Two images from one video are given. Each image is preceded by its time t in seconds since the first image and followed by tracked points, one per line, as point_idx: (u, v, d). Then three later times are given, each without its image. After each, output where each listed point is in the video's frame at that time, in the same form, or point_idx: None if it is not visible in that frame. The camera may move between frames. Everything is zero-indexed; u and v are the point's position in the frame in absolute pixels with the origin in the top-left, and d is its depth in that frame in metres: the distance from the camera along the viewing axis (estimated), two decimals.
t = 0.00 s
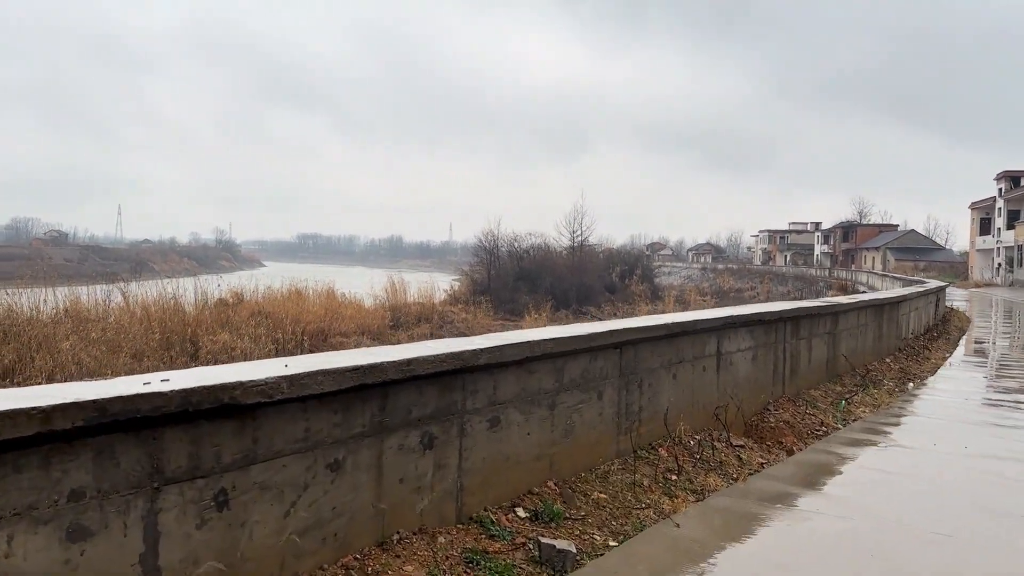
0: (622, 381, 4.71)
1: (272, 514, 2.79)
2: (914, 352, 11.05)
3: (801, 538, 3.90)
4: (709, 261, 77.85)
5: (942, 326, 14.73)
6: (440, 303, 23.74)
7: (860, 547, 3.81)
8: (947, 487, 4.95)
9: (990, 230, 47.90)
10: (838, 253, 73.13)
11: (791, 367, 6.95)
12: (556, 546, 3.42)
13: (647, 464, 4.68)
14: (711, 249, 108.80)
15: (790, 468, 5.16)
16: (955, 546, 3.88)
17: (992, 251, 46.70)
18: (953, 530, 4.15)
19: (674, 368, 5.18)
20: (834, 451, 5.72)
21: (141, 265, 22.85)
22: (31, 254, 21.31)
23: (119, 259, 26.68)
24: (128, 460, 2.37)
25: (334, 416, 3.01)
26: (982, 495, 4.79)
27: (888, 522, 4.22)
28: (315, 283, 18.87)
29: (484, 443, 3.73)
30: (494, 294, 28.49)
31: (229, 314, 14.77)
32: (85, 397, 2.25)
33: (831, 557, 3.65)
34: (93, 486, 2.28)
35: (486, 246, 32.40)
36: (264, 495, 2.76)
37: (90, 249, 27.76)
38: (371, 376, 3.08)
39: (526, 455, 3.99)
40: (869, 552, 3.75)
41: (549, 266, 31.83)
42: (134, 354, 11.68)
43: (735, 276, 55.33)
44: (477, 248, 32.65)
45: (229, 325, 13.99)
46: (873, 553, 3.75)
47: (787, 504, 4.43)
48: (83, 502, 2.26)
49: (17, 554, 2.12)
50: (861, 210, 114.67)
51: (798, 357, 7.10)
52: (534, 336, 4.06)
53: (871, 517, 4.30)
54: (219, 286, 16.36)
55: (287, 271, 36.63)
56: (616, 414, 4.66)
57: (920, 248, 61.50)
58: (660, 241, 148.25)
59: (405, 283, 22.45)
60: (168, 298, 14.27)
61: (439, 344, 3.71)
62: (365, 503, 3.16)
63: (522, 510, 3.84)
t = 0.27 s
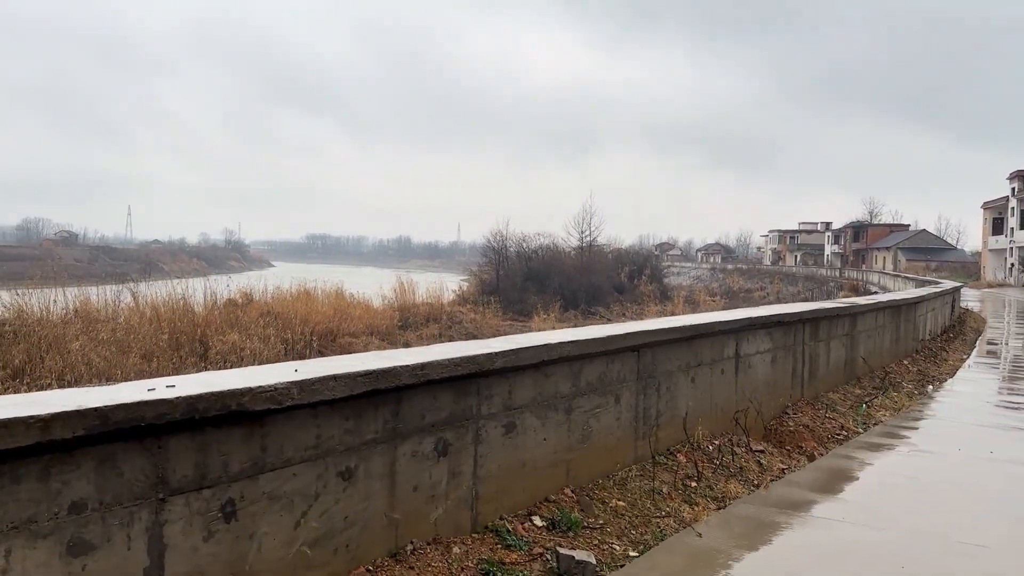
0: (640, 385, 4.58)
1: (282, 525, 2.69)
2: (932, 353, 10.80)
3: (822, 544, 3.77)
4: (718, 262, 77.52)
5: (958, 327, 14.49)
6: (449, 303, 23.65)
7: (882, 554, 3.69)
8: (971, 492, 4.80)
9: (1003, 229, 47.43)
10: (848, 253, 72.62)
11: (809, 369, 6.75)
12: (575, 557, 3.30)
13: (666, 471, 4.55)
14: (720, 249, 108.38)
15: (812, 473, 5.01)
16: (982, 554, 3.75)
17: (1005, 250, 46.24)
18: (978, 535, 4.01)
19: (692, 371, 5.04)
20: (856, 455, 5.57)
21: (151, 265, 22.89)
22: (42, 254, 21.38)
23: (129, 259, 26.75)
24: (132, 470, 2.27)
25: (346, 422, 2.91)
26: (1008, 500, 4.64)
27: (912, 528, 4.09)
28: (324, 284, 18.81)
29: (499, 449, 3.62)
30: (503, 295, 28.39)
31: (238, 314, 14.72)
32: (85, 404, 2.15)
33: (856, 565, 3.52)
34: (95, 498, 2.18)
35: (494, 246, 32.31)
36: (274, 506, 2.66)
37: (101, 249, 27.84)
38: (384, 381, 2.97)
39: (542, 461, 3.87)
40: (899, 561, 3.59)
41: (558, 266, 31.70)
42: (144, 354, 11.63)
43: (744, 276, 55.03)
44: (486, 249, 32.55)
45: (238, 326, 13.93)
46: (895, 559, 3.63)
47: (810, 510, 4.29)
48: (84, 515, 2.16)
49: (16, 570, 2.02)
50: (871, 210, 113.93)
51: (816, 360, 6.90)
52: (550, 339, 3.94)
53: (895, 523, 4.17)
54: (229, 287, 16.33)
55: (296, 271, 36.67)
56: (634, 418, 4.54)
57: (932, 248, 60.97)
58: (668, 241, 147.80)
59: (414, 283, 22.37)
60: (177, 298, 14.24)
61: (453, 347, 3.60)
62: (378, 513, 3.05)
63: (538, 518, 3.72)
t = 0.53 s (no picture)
0: (656, 389, 4.45)
1: (289, 535, 2.59)
2: (950, 354, 10.57)
3: (846, 552, 3.63)
4: (727, 262, 77.13)
5: (974, 327, 14.25)
6: (458, 304, 23.55)
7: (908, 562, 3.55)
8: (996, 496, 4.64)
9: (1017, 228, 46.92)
10: (859, 253, 72.09)
11: (827, 372, 6.54)
12: (592, 567, 3.18)
13: (683, 476, 4.43)
14: (729, 249, 107.89)
15: (833, 478, 4.86)
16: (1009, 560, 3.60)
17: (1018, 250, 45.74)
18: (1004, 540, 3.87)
19: (709, 374, 4.91)
20: (876, 459, 5.42)
21: (161, 265, 22.92)
22: (53, 255, 21.43)
23: (140, 260, 26.80)
24: (131, 480, 2.18)
25: (355, 428, 2.81)
26: None
27: (937, 534, 3.94)
28: (333, 284, 18.75)
29: (513, 455, 3.51)
30: (511, 295, 28.27)
31: (248, 314, 14.67)
32: (82, 412, 2.06)
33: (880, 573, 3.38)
34: (92, 509, 2.09)
35: (503, 246, 32.20)
36: (280, 516, 2.56)
37: (112, 250, 27.93)
38: (394, 386, 2.88)
39: (556, 467, 3.75)
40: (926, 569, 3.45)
41: (567, 266, 31.56)
42: (154, 354, 11.57)
43: (754, 277, 54.70)
44: (495, 249, 32.43)
45: (248, 326, 13.88)
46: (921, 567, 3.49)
47: (832, 517, 4.14)
48: (81, 527, 2.07)
49: None
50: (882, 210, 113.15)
51: (834, 362, 6.67)
52: (565, 342, 3.83)
53: (919, 529, 4.02)
54: (238, 287, 16.28)
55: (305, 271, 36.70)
56: (650, 423, 4.41)
57: (945, 248, 60.38)
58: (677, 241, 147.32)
59: (423, 283, 22.29)
60: (187, 298, 14.19)
61: (464, 351, 3.50)
62: (387, 522, 2.95)
63: (553, 526, 3.60)
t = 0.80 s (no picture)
0: (670, 392, 4.32)
1: (288, 548, 2.49)
2: (965, 355, 10.35)
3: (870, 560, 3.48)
4: (735, 262, 76.78)
5: (989, 327, 14.01)
6: (465, 303, 23.42)
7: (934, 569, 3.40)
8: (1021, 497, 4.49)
9: None
10: (868, 252, 71.56)
11: (843, 373, 6.34)
12: None
13: (698, 482, 4.29)
14: (737, 249, 107.43)
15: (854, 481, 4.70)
16: None
17: None
18: None
19: (723, 376, 4.77)
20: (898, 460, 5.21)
21: (169, 264, 22.89)
22: (61, 255, 21.41)
23: (148, 260, 26.77)
24: (122, 492, 2.07)
25: (358, 435, 2.71)
26: None
27: (961, 540, 3.79)
28: (340, 284, 18.65)
29: (523, 461, 3.38)
30: (518, 295, 28.12)
31: (254, 314, 14.58)
32: (68, 420, 1.96)
33: None
34: (80, 523, 1.99)
35: (510, 246, 32.06)
36: (279, 527, 2.46)
37: (121, 249, 27.92)
38: (400, 390, 2.78)
39: (567, 474, 3.63)
40: None
41: (574, 266, 31.38)
42: (161, 354, 11.47)
43: (762, 276, 54.37)
44: (501, 248, 32.27)
45: (254, 326, 13.79)
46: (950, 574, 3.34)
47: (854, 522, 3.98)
48: (68, 542, 1.96)
49: None
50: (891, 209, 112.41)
51: (849, 363, 6.46)
52: (577, 343, 3.70)
53: (943, 534, 3.86)
54: (245, 287, 16.21)
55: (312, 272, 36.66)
56: (663, 427, 4.28)
57: (955, 247, 59.85)
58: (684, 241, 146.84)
59: (430, 283, 22.17)
60: (194, 298, 14.11)
61: (472, 353, 3.39)
62: (392, 532, 2.84)
63: (564, 535, 3.48)
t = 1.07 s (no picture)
0: (679, 395, 4.21)
1: (285, 561, 2.42)
2: (977, 355, 10.19)
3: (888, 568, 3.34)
4: (740, 260, 76.49)
5: (1000, 326, 13.81)
6: (469, 302, 23.29)
7: None
8: None
9: None
10: (874, 251, 71.15)
11: (853, 373, 6.19)
12: None
13: (708, 488, 4.18)
14: (741, 247, 107.08)
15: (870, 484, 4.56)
16: None
17: None
18: None
19: (734, 378, 4.66)
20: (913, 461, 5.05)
21: (173, 263, 22.82)
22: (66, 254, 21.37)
23: (152, 259, 26.70)
24: (108, 506, 2.02)
25: (358, 442, 2.64)
26: None
27: (981, 546, 3.65)
28: (343, 283, 18.55)
29: (529, 468, 3.29)
30: (523, 293, 27.97)
31: (258, 313, 14.48)
32: (52, 431, 1.90)
33: None
34: (65, 538, 1.94)
35: (514, 245, 31.91)
36: (276, 540, 2.40)
37: (126, 248, 27.87)
38: (401, 396, 2.71)
39: (575, 480, 3.53)
40: None
41: (578, 265, 31.20)
42: (165, 353, 11.39)
43: (768, 274, 54.08)
44: (506, 247, 32.12)
45: (258, 325, 13.71)
46: None
47: (871, 528, 3.84)
48: (52, 558, 1.91)
49: None
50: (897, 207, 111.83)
51: (860, 363, 6.31)
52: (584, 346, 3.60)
53: (962, 541, 3.72)
54: (249, 286, 16.12)
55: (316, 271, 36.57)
56: (673, 430, 4.17)
57: (963, 244, 59.40)
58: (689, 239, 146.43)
59: (434, 282, 22.04)
60: (198, 298, 14.04)
61: (476, 357, 3.31)
62: (394, 542, 2.76)
63: (572, 544, 3.37)
